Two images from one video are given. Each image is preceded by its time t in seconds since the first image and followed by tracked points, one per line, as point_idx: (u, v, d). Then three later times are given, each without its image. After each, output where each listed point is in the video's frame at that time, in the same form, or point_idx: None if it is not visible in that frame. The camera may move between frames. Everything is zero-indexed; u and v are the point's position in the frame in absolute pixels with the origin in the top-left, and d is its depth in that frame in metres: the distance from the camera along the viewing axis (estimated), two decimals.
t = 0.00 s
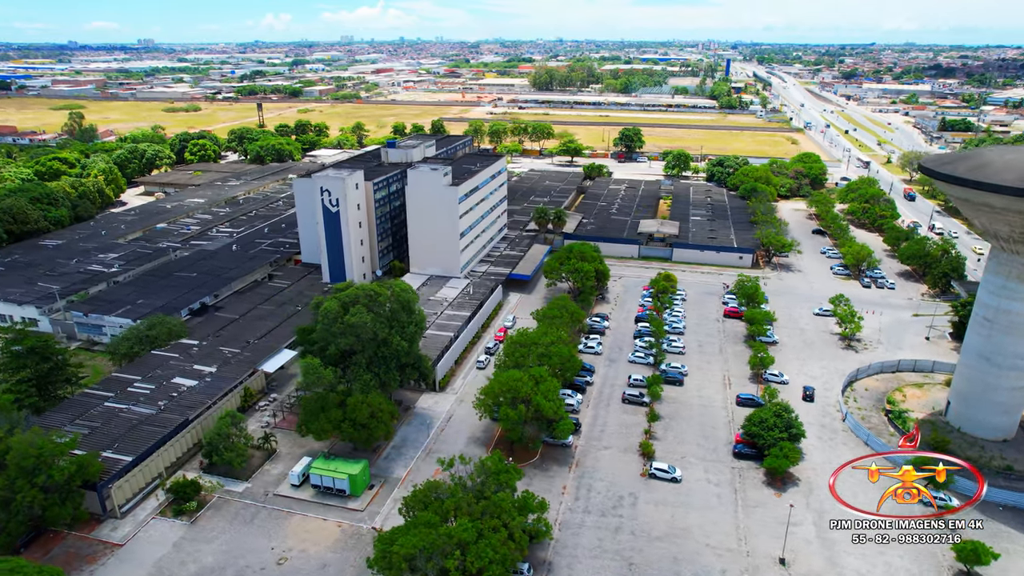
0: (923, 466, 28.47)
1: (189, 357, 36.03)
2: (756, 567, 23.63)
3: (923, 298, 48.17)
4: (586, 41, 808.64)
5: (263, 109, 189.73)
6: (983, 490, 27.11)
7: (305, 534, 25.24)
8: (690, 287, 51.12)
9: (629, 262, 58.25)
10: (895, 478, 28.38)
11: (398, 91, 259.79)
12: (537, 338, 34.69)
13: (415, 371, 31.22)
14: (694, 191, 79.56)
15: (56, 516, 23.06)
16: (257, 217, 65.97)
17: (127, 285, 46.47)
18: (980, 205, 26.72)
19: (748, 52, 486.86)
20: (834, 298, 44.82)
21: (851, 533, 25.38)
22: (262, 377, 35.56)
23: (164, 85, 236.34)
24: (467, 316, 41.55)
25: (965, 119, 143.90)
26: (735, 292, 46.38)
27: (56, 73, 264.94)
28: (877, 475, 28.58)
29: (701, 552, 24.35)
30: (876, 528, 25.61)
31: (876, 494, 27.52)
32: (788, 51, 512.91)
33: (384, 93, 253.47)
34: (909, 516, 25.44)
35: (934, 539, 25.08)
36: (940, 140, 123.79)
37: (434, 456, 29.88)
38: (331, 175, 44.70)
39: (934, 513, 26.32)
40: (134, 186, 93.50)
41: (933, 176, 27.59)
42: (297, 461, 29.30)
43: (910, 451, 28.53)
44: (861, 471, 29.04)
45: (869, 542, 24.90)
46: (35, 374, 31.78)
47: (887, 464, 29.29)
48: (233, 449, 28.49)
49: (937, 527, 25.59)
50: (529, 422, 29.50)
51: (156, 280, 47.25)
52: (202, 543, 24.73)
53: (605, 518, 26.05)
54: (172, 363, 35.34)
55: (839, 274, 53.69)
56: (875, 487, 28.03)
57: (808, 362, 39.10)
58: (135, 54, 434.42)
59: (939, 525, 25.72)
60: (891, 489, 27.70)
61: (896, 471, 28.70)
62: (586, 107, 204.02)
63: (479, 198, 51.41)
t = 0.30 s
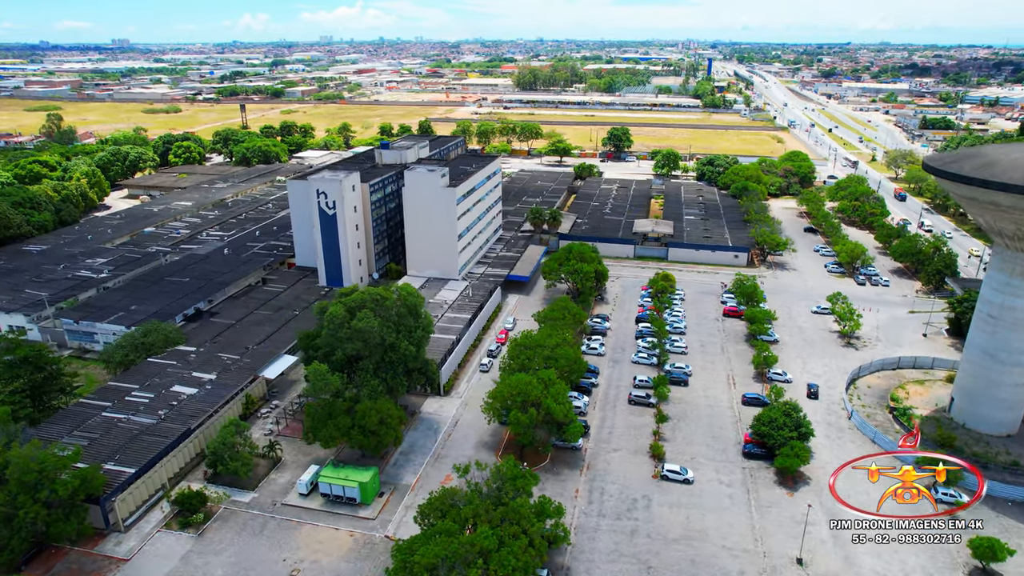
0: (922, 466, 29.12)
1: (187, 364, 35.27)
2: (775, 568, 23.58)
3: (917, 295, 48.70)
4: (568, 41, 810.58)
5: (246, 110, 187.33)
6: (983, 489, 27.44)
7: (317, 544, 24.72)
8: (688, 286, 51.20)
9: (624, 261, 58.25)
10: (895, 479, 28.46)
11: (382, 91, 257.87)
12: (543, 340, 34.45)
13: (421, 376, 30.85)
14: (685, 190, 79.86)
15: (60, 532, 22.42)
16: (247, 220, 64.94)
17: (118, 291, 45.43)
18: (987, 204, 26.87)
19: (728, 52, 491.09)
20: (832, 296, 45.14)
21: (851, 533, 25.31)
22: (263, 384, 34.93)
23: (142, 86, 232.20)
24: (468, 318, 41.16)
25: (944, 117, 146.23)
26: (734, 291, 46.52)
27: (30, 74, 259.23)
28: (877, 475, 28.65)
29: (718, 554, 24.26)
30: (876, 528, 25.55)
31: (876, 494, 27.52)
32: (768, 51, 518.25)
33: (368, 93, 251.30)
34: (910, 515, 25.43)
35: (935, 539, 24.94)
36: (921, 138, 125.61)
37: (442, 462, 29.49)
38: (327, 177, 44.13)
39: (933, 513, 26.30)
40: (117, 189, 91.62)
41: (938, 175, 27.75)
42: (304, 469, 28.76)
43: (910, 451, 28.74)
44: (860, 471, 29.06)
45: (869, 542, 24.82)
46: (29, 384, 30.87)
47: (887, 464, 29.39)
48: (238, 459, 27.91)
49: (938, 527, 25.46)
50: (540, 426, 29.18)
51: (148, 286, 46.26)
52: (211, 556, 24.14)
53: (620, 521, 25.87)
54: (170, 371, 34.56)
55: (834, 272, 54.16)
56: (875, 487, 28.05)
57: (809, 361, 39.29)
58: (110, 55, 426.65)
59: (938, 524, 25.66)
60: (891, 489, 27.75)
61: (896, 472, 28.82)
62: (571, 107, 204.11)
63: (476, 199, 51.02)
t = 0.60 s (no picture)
0: (921, 465, 29.19)
1: (185, 372, 34.50)
2: (793, 569, 23.57)
3: (911, 293, 49.25)
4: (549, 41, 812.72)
5: (228, 112, 184.92)
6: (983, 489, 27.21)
7: (329, 555, 24.25)
8: (686, 286, 51.28)
9: (620, 262, 58.25)
10: (895, 478, 28.46)
11: (365, 92, 256.04)
12: (549, 343, 34.22)
13: (429, 381, 30.44)
14: (676, 190, 80.17)
15: (65, 550, 21.77)
16: (237, 223, 63.93)
17: (109, 298, 44.37)
18: (992, 203, 27.14)
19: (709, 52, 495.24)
20: (830, 295, 45.46)
21: (851, 533, 25.29)
22: (264, 391, 34.31)
23: (120, 87, 228.24)
24: (469, 321, 40.78)
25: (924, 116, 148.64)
26: (732, 291, 46.66)
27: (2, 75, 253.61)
28: (877, 475, 28.65)
29: (736, 556, 24.20)
30: (876, 528, 25.54)
31: (876, 494, 27.49)
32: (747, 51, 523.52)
33: (351, 93, 249.35)
34: (910, 515, 25.44)
35: (934, 538, 24.94)
36: (902, 137, 127.51)
37: (452, 468, 29.10)
38: (323, 180, 43.51)
39: (933, 512, 26.25)
40: (100, 193, 89.76)
41: (943, 175, 28.00)
42: (312, 478, 28.24)
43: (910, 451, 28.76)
44: (860, 471, 29.06)
45: (869, 542, 24.81)
46: (23, 396, 29.95)
47: (887, 464, 29.38)
48: (245, 469, 27.33)
49: (937, 527, 25.44)
50: (551, 430, 28.91)
51: (140, 292, 45.26)
52: (221, 570, 23.57)
53: (636, 525, 25.73)
54: (168, 379, 33.77)
55: (828, 270, 54.62)
56: (875, 487, 28.03)
57: (811, 359, 39.51)
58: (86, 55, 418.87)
59: (938, 524, 25.61)
60: (891, 489, 27.72)
61: (896, 472, 28.84)
62: (556, 107, 204.17)
63: (473, 200, 50.61)
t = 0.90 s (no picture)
0: (921, 465, 29.25)
1: (185, 380, 33.76)
2: (810, 569, 23.59)
3: (906, 290, 49.84)
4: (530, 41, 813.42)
5: (210, 113, 182.46)
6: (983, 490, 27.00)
7: (343, 565, 23.80)
8: (683, 286, 51.41)
9: (616, 262, 58.28)
10: (894, 479, 28.50)
11: (348, 92, 254.07)
12: (556, 346, 34.06)
13: (437, 386, 30.09)
14: (668, 189, 80.51)
15: (73, 567, 21.15)
16: (228, 227, 62.94)
17: (100, 304, 43.35)
18: (998, 202, 27.40)
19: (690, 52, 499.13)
20: (827, 293, 45.79)
21: (851, 533, 25.35)
22: (266, 398, 33.72)
23: (96, 88, 224.14)
24: (471, 324, 40.45)
25: (905, 115, 150.95)
26: (731, 291, 46.82)
27: None
28: (877, 475, 28.71)
29: (753, 557, 24.17)
30: (876, 528, 25.57)
31: (876, 494, 27.56)
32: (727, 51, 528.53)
33: (334, 94, 247.39)
34: (909, 515, 25.51)
35: (934, 538, 24.96)
36: (885, 135, 129.29)
37: (462, 473, 28.79)
38: (320, 182, 42.91)
39: (933, 512, 26.28)
40: (82, 196, 87.99)
41: (948, 175, 28.24)
42: (321, 487, 27.73)
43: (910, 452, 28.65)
44: (861, 471, 29.14)
45: (869, 542, 24.85)
46: (18, 407, 29.07)
47: (886, 464, 29.43)
48: (252, 479, 26.77)
49: (937, 527, 25.46)
50: (562, 433, 28.72)
51: (132, 298, 44.27)
52: None
53: (651, 528, 25.64)
54: (167, 388, 33.00)
55: (822, 268, 55.10)
56: (875, 487, 28.09)
57: (812, 358, 39.74)
58: (59, 55, 410.48)
59: (937, 524, 25.64)
60: (891, 489, 27.80)
61: (896, 472, 28.88)
62: (541, 107, 204.16)
63: (470, 201, 50.24)
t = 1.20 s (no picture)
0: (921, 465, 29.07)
1: (184, 388, 33.02)
2: (828, 569, 23.62)
3: (900, 287, 50.37)
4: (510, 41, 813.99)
5: (191, 114, 179.84)
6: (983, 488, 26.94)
7: None
8: (681, 286, 51.51)
9: (612, 263, 58.28)
10: (895, 479, 28.34)
11: (331, 93, 252.01)
12: (562, 348, 33.90)
13: (446, 391, 29.72)
14: (659, 189, 80.79)
15: None
16: (218, 230, 61.89)
17: (92, 311, 42.32)
18: (1003, 201, 27.61)
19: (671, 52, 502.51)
20: (825, 291, 46.10)
21: (851, 533, 25.44)
22: (269, 405, 33.13)
23: (72, 89, 219.80)
24: (473, 327, 40.12)
25: (886, 114, 153.18)
26: (730, 290, 46.98)
27: None
28: (877, 475, 28.62)
29: (771, 558, 24.15)
30: (875, 528, 25.63)
31: (876, 493, 27.53)
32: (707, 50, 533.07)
33: (316, 95, 245.23)
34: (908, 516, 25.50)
35: (935, 539, 24.98)
36: (868, 134, 131.03)
37: (472, 479, 28.47)
38: (317, 185, 42.29)
39: (933, 512, 26.30)
40: (63, 200, 86.11)
41: (953, 174, 28.45)
42: (330, 496, 27.25)
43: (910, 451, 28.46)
44: (861, 471, 29.12)
45: (869, 541, 24.93)
46: (14, 420, 28.21)
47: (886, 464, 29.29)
48: (260, 488, 26.23)
49: (937, 527, 25.48)
50: (573, 437, 28.53)
51: (124, 304, 43.29)
52: None
53: (667, 531, 25.56)
54: (166, 396, 32.23)
55: (816, 267, 55.55)
56: (875, 487, 28.04)
57: (813, 356, 39.95)
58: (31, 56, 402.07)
59: (937, 524, 25.69)
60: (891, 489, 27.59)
61: (897, 472, 28.72)
62: (526, 107, 203.99)
63: (467, 203, 49.87)
